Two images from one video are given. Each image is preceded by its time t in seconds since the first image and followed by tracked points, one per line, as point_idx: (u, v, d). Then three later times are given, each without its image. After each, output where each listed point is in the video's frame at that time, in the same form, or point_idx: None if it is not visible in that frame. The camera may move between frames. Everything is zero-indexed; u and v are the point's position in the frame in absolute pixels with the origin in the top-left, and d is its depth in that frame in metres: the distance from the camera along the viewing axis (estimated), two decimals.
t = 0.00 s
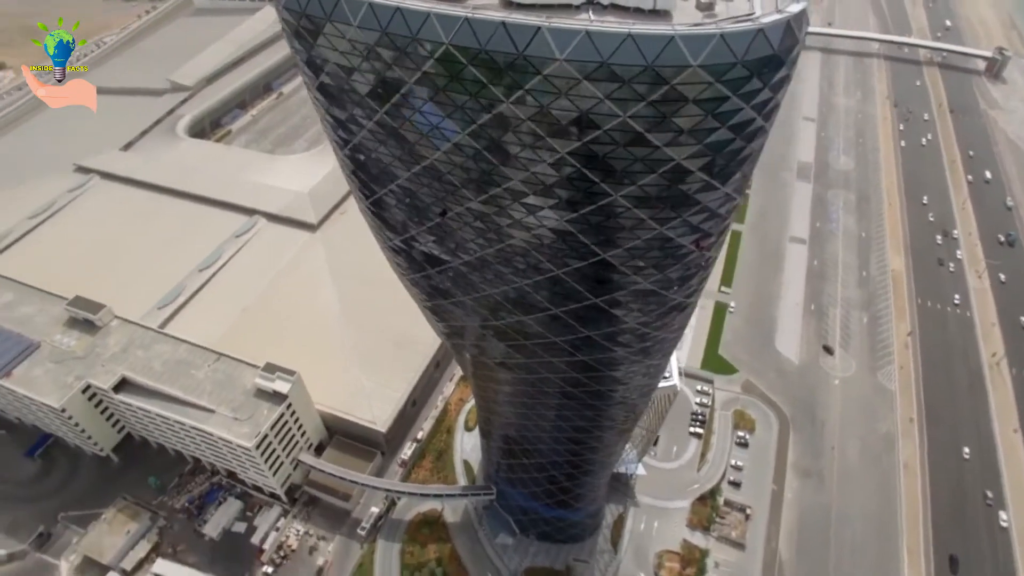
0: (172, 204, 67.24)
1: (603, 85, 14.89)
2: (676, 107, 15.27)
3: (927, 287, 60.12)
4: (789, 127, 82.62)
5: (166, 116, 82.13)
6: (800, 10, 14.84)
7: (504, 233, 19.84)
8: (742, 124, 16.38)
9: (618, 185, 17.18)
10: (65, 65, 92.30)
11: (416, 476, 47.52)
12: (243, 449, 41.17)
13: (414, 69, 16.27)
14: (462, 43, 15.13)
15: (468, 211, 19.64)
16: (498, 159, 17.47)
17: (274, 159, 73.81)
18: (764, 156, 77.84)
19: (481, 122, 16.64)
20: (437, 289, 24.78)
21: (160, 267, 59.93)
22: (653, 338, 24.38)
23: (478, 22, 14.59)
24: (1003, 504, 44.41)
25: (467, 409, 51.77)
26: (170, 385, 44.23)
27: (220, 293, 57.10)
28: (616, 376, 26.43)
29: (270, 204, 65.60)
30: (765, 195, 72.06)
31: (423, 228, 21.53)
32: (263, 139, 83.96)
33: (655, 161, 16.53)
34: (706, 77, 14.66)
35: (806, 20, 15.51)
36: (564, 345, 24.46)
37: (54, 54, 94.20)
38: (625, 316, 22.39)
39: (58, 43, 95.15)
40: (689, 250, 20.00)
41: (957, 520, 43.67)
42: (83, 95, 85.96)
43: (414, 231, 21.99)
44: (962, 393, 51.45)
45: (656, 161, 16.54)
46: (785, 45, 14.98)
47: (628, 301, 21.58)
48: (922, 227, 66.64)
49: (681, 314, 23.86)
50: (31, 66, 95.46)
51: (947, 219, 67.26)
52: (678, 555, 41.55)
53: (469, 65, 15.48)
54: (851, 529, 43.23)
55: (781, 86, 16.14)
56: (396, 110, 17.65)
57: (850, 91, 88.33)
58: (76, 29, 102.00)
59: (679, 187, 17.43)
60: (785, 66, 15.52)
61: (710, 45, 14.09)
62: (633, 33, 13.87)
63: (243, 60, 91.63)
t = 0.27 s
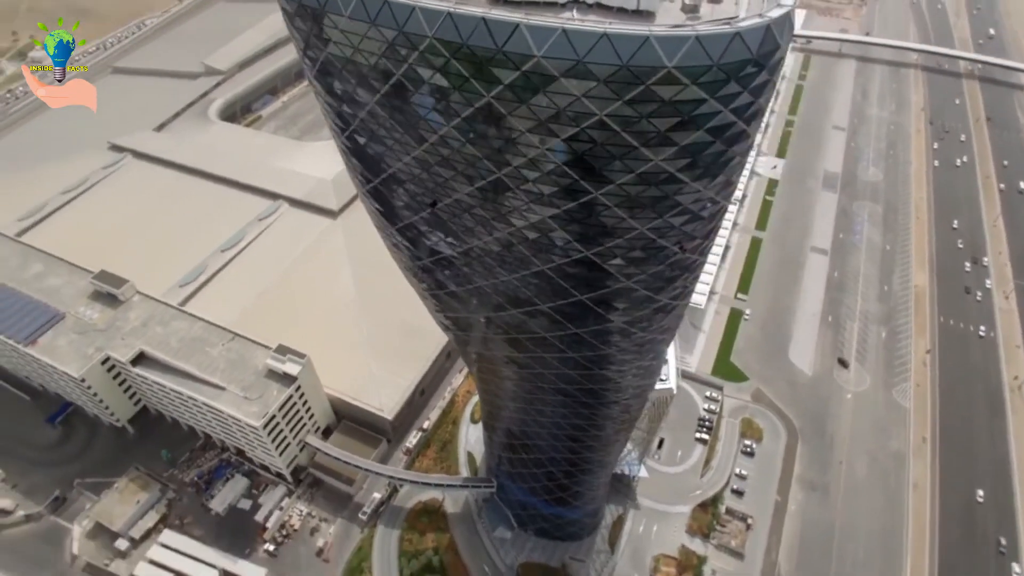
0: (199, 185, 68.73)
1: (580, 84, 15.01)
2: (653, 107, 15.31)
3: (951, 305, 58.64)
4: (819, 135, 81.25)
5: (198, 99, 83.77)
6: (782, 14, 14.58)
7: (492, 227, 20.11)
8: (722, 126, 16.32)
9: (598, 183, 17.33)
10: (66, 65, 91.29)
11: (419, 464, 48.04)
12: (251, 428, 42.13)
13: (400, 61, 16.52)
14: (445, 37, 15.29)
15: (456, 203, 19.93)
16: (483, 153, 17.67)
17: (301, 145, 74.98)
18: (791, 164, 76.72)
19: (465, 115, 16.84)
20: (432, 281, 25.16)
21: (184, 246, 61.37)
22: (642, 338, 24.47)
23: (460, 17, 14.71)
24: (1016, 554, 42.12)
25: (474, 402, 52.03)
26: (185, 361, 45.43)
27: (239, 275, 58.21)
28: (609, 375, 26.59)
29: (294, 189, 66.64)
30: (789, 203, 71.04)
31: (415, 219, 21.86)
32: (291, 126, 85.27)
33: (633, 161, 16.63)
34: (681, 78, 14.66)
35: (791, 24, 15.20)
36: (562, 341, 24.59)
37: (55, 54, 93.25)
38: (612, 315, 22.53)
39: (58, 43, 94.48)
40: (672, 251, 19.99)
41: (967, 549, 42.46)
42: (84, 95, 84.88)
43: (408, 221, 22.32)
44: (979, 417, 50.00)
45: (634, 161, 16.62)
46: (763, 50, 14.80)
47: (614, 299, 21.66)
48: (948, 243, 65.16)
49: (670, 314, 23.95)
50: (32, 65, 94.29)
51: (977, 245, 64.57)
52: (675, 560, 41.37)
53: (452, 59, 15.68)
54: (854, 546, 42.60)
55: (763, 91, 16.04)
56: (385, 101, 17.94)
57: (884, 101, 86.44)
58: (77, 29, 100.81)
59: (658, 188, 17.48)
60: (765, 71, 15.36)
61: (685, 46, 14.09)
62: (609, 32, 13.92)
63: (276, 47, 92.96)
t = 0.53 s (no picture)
0: (224, 172, 69.94)
1: (555, 86, 15.28)
2: (626, 112, 15.48)
3: (970, 330, 57.31)
4: (845, 150, 80.00)
5: (228, 87, 85.31)
6: (758, 24, 14.71)
7: (476, 223, 20.47)
8: (699, 133, 16.38)
9: (575, 184, 17.57)
10: (66, 66, 90.58)
11: (420, 458, 48.35)
12: (256, 412, 42.95)
13: (385, 58, 16.99)
14: (428, 35, 15.70)
15: (441, 199, 20.37)
16: (465, 150, 18.02)
17: (324, 137, 76.06)
18: (814, 177, 75.72)
19: (445, 112, 17.23)
20: (423, 275, 25.62)
21: (205, 230, 62.69)
22: (628, 343, 24.59)
23: (442, 16, 15.12)
24: None
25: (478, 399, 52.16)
26: (197, 342, 46.45)
27: (255, 262, 59.11)
28: (598, 378, 26.70)
29: (315, 180, 67.59)
30: (810, 217, 70.10)
31: (404, 213, 22.37)
32: (317, 117, 86.45)
33: (608, 164, 16.85)
34: (654, 85, 14.83)
35: (769, 35, 15.29)
36: (556, 343, 24.80)
37: (55, 54, 91.65)
38: (597, 318, 22.70)
39: (58, 43, 92.81)
40: (653, 256, 20.09)
41: None
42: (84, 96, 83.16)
43: (400, 215, 22.75)
44: (992, 448, 48.69)
45: (609, 164, 16.84)
46: (739, 59, 14.90)
47: (595, 302, 21.88)
48: (971, 266, 63.76)
49: (657, 320, 24.06)
50: (32, 66, 92.90)
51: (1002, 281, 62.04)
52: (668, 569, 41.16)
53: (434, 57, 16.08)
54: (852, 568, 41.89)
55: (741, 101, 16.16)
56: (372, 96, 18.44)
57: (915, 118, 84.75)
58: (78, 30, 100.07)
59: (634, 193, 17.64)
60: (741, 81, 15.47)
61: (657, 53, 14.24)
62: (582, 36, 14.20)
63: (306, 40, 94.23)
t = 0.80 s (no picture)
0: (243, 165, 70.96)
1: (532, 89, 15.87)
2: (601, 118, 16.01)
3: (984, 354, 56.27)
4: (864, 167, 79.00)
5: (252, 81, 86.51)
6: (736, 34, 15.28)
7: (461, 224, 20.90)
8: (676, 142, 16.79)
9: (553, 188, 18.01)
10: (66, 66, 90.74)
11: (419, 456, 48.58)
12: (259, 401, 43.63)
13: (375, 57, 17.54)
14: (412, 36, 16.36)
15: (427, 198, 20.84)
16: (448, 150, 18.52)
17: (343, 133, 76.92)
18: (832, 193, 74.90)
19: (430, 112, 17.75)
20: (414, 273, 26.06)
21: (221, 220, 63.72)
22: (613, 349, 24.86)
23: (425, 18, 15.83)
24: None
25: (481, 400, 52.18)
26: (206, 331, 47.21)
27: (268, 256, 59.73)
28: (587, 381, 26.90)
29: (331, 176, 68.36)
30: (824, 233, 69.36)
31: (393, 212, 22.89)
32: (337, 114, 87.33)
33: (585, 169, 17.27)
34: (629, 91, 15.40)
35: (748, 46, 15.82)
36: (549, 347, 24.99)
37: (57, 56, 91.73)
38: (582, 324, 22.94)
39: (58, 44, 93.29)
40: (633, 265, 20.34)
41: None
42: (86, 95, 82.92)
43: (391, 214, 23.23)
44: (1001, 478, 47.55)
45: (586, 169, 17.27)
46: (714, 69, 15.47)
47: (576, 307, 22.16)
48: (988, 290, 62.65)
49: (642, 328, 24.30)
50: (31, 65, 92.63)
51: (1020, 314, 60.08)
52: None
53: (418, 57, 16.71)
54: None
55: (719, 111, 16.64)
56: (364, 95, 19.02)
57: (939, 137, 83.46)
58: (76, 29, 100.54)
59: (612, 200, 18.01)
60: (718, 91, 16.01)
61: (631, 60, 14.86)
62: (558, 41, 14.87)
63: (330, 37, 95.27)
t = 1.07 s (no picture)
0: (265, 158, 72.23)
1: (507, 94, 16.28)
2: (574, 125, 16.42)
3: (998, 384, 55.15)
4: (886, 188, 77.82)
5: (278, 77, 87.90)
6: (709, 47, 15.66)
7: (445, 223, 21.48)
8: (648, 152, 17.20)
9: (529, 193, 18.51)
10: (66, 66, 90.58)
11: (418, 454, 48.94)
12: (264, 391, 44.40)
13: (361, 56, 18.02)
14: (395, 38, 16.82)
15: (412, 198, 21.44)
16: (431, 151, 19.03)
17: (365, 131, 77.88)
18: (852, 212, 73.94)
19: (412, 113, 18.27)
20: (405, 269, 26.73)
21: (239, 212, 64.82)
22: (598, 355, 25.33)
23: (407, 20, 16.26)
24: None
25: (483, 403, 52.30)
26: (217, 319, 48.12)
27: (283, 249, 60.59)
28: (576, 385, 27.19)
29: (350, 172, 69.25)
30: (841, 252, 68.46)
31: (383, 209, 23.46)
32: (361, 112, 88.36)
33: (558, 174, 17.78)
34: (600, 99, 15.78)
35: (723, 58, 16.20)
36: (538, 350, 25.39)
37: (55, 55, 91.30)
38: (564, 328, 23.49)
39: (59, 43, 92.62)
40: (611, 271, 20.91)
41: None
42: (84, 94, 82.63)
43: (381, 212, 23.79)
44: (1010, 511, 46.37)
45: (560, 175, 17.76)
46: (686, 80, 15.86)
47: (556, 311, 22.76)
48: (1007, 319, 61.35)
49: (625, 335, 24.82)
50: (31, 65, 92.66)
51: None
52: None
53: (401, 58, 17.16)
54: None
55: (693, 122, 17.06)
56: (351, 92, 19.56)
57: (966, 160, 81.99)
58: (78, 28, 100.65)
59: (586, 206, 18.55)
60: (691, 102, 16.41)
61: (602, 69, 15.27)
62: (530, 47, 15.27)
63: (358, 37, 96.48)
